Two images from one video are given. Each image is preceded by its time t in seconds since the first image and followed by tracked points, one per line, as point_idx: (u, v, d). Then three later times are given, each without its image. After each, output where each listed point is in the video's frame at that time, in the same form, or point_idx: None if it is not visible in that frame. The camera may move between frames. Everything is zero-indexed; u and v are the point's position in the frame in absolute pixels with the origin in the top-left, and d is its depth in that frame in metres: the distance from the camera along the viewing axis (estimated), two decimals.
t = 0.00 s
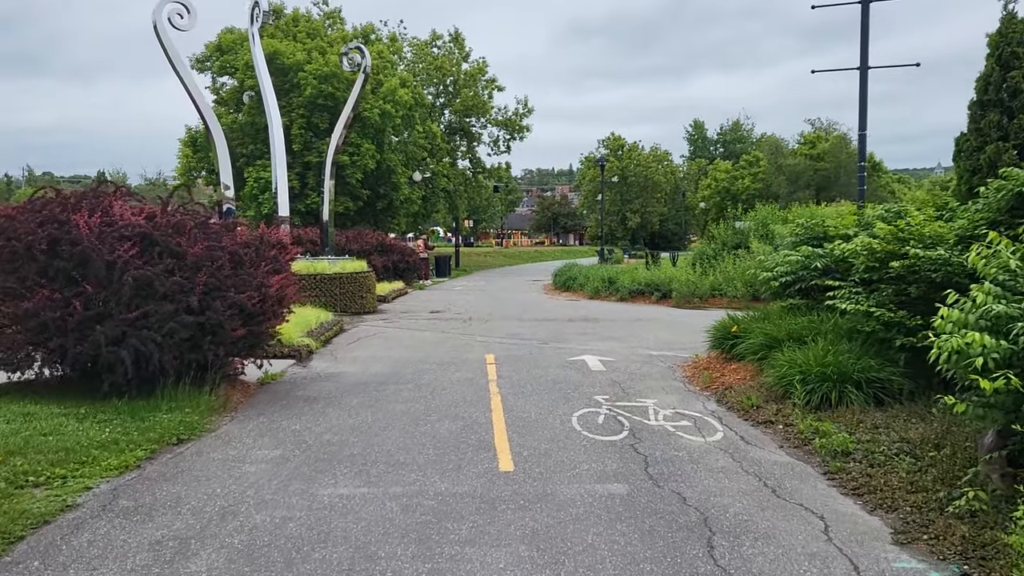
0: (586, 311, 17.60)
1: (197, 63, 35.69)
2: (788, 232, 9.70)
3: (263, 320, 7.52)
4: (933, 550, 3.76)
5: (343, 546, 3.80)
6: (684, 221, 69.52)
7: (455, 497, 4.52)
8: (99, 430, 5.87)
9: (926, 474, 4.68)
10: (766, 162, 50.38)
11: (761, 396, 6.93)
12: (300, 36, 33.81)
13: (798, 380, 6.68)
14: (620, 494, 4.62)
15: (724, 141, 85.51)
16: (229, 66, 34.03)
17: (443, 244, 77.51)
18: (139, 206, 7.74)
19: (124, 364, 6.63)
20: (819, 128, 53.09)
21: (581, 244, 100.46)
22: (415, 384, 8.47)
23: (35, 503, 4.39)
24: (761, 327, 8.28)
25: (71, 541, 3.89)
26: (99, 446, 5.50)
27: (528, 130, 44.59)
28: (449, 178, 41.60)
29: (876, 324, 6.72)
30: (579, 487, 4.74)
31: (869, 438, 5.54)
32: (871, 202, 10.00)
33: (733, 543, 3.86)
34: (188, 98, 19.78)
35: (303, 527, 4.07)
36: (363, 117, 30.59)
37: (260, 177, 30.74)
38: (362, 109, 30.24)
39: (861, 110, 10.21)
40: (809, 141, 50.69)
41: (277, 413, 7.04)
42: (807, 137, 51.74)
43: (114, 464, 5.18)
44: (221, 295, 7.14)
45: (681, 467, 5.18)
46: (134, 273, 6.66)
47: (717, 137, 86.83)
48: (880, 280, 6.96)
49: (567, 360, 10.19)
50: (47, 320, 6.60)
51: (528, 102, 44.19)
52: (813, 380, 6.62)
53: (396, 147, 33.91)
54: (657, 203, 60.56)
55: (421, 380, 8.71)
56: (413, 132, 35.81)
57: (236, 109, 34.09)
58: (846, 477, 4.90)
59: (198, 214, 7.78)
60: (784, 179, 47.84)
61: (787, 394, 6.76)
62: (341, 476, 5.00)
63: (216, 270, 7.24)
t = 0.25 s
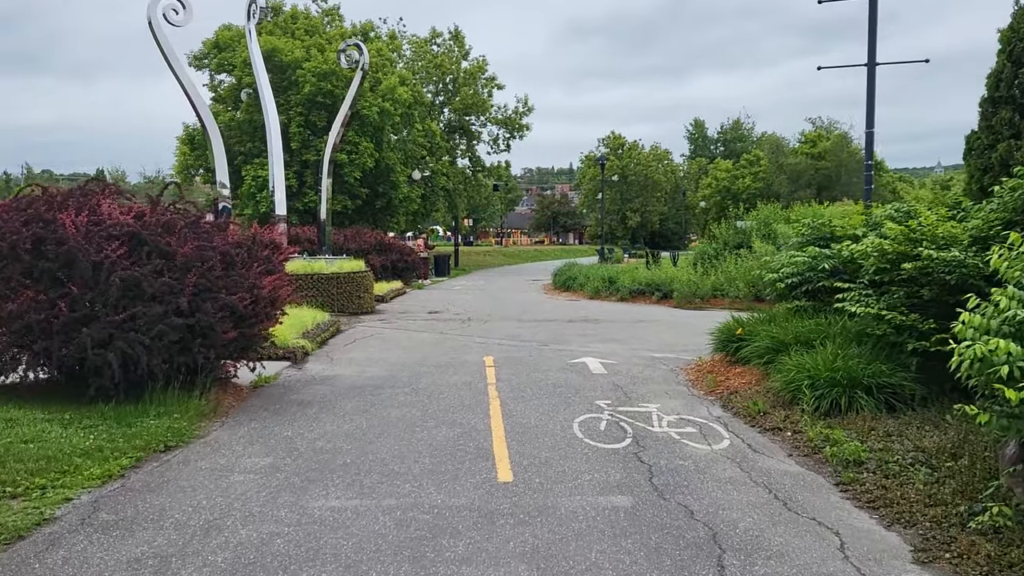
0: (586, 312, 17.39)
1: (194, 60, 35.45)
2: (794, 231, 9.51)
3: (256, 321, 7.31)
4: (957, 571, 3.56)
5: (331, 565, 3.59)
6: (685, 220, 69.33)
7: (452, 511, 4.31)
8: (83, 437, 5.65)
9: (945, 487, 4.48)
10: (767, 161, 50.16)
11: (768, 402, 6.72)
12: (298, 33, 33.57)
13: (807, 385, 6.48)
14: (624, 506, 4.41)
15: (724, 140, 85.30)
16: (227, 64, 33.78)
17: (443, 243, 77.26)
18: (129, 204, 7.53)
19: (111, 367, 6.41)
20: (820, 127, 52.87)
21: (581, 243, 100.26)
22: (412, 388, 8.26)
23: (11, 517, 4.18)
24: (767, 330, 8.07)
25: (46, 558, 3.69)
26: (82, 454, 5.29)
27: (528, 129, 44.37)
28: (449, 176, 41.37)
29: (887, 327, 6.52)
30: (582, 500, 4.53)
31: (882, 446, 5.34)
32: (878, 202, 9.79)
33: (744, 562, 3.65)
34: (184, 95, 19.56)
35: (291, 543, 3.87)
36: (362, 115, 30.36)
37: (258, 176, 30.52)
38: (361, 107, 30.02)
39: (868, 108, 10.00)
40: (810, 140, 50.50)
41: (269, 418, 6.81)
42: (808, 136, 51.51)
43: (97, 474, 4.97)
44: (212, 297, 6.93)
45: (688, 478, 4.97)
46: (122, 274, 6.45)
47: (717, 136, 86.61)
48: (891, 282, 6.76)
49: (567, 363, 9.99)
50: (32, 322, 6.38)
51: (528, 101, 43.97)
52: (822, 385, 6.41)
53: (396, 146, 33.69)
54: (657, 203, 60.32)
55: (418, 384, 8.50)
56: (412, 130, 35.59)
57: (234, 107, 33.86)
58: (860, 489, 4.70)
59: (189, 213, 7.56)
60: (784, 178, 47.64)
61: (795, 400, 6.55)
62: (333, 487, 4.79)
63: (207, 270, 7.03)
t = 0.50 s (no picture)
0: (586, 311, 17.14)
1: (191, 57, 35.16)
2: (802, 228, 9.27)
3: (246, 320, 7.05)
4: None
5: None
6: (684, 218, 69.12)
7: (450, 521, 4.06)
8: (63, 441, 5.39)
9: (971, 494, 4.24)
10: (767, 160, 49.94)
11: (779, 403, 6.47)
12: (296, 30, 33.28)
13: (819, 385, 6.23)
14: (632, 516, 4.16)
15: (724, 138, 85.08)
16: (223, 60, 33.49)
17: (441, 242, 76.93)
18: (116, 198, 7.27)
19: (94, 367, 6.15)
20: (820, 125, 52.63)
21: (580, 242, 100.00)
22: (409, 388, 8.00)
23: None
24: (775, 328, 7.82)
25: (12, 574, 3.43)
26: (61, 459, 5.03)
27: (527, 127, 44.11)
28: (447, 174, 41.11)
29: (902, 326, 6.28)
30: (587, 508, 4.28)
31: (901, 450, 5.09)
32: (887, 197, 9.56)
33: None
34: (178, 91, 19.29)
35: (278, 556, 3.61)
36: (359, 112, 30.09)
37: (254, 173, 30.24)
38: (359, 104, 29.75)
39: (877, 101, 9.75)
40: (809, 138, 50.31)
41: (260, 420, 6.55)
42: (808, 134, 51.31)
43: (75, 480, 4.71)
44: (200, 294, 6.67)
45: (699, 484, 4.72)
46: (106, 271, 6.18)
47: (716, 135, 86.38)
48: (906, 279, 6.51)
49: (568, 363, 9.73)
50: (12, 321, 6.11)
51: (527, 99, 43.71)
52: (835, 386, 6.15)
53: (393, 143, 33.41)
54: (656, 201, 60.10)
55: (415, 384, 8.24)
56: (411, 128, 35.32)
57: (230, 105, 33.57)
58: (880, 496, 4.45)
59: (177, 207, 7.29)
60: (784, 176, 47.44)
61: (807, 401, 6.29)
62: (324, 495, 4.54)
63: (195, 267, 6.77)
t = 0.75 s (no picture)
0: (586, 313, 16.94)
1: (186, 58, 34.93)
2: (808, 229, 9.06)
3: (237, 326, 6.82)
4: None
5: None
6: (683, 218, 68.95)
7: (448, 542, 3.84)
8: (43, 455, 5.15)
9: (997, 511, 4.01)
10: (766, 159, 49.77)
11: (788, 411, 6.25)
12: (292, 30, 33.02)
13: (830, 393, 6.00)
14: (640, 535, 3.94)
15: (722, 138, 84.97)
16: (219, 61, 33.22)
17: (439, 243, 76.63)
18: (103, 200, 7.04)
19: (78, 377, 5.92)
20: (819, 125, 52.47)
21: (578, 243, 99.84)
22: (406, 396, 7.77)
23: None
24: (783, 333, 7.59)
25: None
26: (39, 475, 4.80)
27: (526, 127, 43.90)
28: (445, 175, 40.88)
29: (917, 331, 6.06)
30: (593, 526, 4.06)
31: (918, 462, 4.87)
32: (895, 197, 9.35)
33: None
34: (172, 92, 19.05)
35: None
36: (356, 113, 29.87)
37: (251, 174, 29.98)
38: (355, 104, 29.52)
39: (885, 99, 9.54)
40: (808, 138, 50.21)
41: (251, 431, 6.32)
42: (806, 134, 51.22)
43: (53, 497, 4.48)
44: (189, 300, 6.44)
45: (709, 500, 4.50)
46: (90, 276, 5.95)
47: (715, 135, 86.24)
48: (920, 282, 6.29)
49: (569, 367, 9.51)
50: None
51: (525, 99, 43.51)
52: (847, 393, 5.93)
53: (391, 144, 33.19)
54: (655, 201, 59.90)
55: (412, 391, 8.01)
56: (408, 128, 35.11)
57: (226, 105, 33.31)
58: (899, 511, 4.23)
59: (166, 210, 7.05)
60: (783, 176, 47.32)
61: (817, 409, 6.07)
62: (316, 512, 4.32)
63: (184, 272, 6.53)
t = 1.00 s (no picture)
0: (587, 312, 16.70)
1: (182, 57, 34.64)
2: (814, 225, 8.82)
3: (227, 328, 6.57)
4: None
5: None
6: (681, 216, 68.72)
7: (446, 559, 3.60)
8: (19, 466, 4.89)
9: None
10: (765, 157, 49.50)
11: (799, 414, 6.01)
12: (288, 28, 32.72)
13: (844, 396, 5.76)
14: (652, 551, 3.69)
15: (720, 136, 84.78)
16: (215, 59, 32.93)
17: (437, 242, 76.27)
18: (87, 198, 6.78)
19: (58, 382, 5.66)
20: (818, 122, 52.21)
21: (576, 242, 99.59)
22: (402, 399, 7.51)
23: None
24: (791, 332, 7.35)
25: None
26: (14, 488, 4.54)
27: (524, 125, 43.65)
28: (443, 174, 40.60)
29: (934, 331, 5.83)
30: (601, 541, 3.82)
31: (940, 469, 4.63)
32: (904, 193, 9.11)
33: None
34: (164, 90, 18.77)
35: None
36: (353, 111, 29.60)
37: (247, 174, 29.70)
38: (352, 103, 29.25)
39: (892, 92, 9.30)
40: (807, 135, 50.02)
41: (241, 437, 6.06)
42: (805, 131, 51.04)
43: (27, 512, 4.23)
44: (176, 302, 6.19)
45: (722, 511, 4.25)
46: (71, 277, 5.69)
47: (713, 132, 86.03)
48: (937, 280, 6.06)
49: (570, 369, 9.25)
50: None
51: (523, 97, 43.26)
52: (862, 396, 5.69)
53: (388, 142, 32.93)
54: (654, 199, 59.66)
55: (409, 395, 7.75)
56: (406, 127, 34.85)
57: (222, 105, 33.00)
58: (926, 523, 3.99)
59: (152, 208, 6.79)
60: (782, 173, 47.11)
61: (830, 413, 5.83)
62: (306, 526, 4.07)
63: (170, 273, 6.28)
